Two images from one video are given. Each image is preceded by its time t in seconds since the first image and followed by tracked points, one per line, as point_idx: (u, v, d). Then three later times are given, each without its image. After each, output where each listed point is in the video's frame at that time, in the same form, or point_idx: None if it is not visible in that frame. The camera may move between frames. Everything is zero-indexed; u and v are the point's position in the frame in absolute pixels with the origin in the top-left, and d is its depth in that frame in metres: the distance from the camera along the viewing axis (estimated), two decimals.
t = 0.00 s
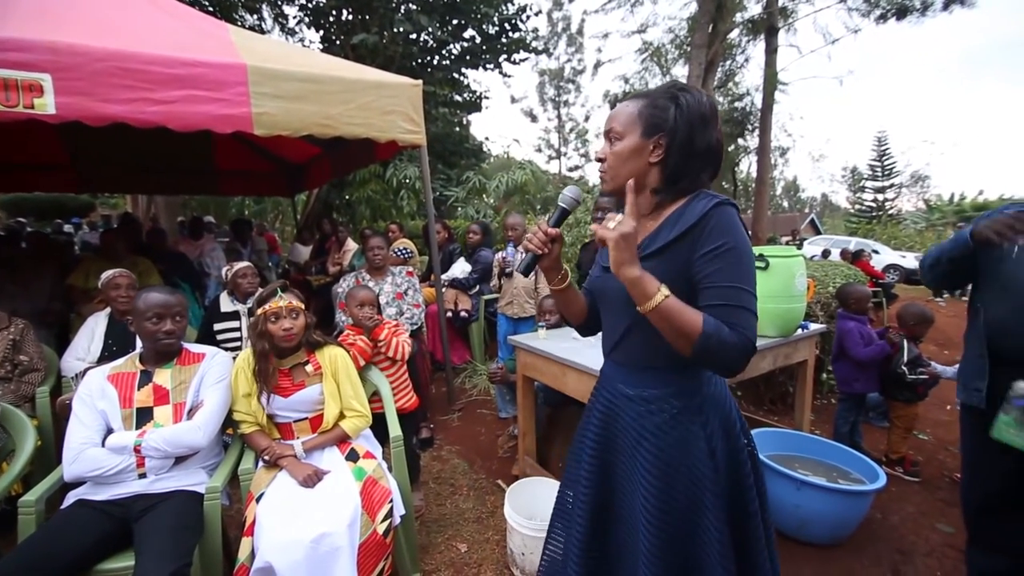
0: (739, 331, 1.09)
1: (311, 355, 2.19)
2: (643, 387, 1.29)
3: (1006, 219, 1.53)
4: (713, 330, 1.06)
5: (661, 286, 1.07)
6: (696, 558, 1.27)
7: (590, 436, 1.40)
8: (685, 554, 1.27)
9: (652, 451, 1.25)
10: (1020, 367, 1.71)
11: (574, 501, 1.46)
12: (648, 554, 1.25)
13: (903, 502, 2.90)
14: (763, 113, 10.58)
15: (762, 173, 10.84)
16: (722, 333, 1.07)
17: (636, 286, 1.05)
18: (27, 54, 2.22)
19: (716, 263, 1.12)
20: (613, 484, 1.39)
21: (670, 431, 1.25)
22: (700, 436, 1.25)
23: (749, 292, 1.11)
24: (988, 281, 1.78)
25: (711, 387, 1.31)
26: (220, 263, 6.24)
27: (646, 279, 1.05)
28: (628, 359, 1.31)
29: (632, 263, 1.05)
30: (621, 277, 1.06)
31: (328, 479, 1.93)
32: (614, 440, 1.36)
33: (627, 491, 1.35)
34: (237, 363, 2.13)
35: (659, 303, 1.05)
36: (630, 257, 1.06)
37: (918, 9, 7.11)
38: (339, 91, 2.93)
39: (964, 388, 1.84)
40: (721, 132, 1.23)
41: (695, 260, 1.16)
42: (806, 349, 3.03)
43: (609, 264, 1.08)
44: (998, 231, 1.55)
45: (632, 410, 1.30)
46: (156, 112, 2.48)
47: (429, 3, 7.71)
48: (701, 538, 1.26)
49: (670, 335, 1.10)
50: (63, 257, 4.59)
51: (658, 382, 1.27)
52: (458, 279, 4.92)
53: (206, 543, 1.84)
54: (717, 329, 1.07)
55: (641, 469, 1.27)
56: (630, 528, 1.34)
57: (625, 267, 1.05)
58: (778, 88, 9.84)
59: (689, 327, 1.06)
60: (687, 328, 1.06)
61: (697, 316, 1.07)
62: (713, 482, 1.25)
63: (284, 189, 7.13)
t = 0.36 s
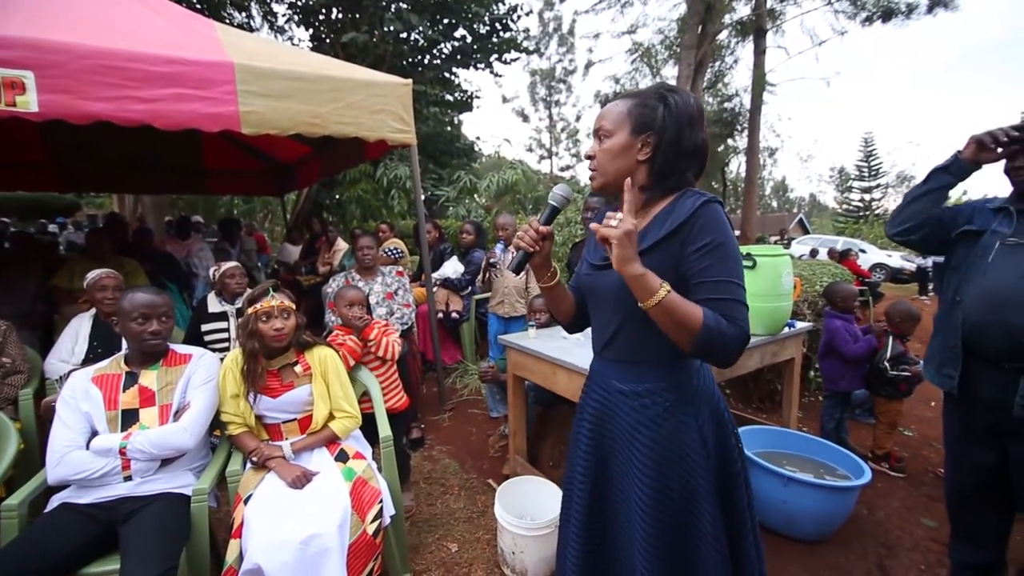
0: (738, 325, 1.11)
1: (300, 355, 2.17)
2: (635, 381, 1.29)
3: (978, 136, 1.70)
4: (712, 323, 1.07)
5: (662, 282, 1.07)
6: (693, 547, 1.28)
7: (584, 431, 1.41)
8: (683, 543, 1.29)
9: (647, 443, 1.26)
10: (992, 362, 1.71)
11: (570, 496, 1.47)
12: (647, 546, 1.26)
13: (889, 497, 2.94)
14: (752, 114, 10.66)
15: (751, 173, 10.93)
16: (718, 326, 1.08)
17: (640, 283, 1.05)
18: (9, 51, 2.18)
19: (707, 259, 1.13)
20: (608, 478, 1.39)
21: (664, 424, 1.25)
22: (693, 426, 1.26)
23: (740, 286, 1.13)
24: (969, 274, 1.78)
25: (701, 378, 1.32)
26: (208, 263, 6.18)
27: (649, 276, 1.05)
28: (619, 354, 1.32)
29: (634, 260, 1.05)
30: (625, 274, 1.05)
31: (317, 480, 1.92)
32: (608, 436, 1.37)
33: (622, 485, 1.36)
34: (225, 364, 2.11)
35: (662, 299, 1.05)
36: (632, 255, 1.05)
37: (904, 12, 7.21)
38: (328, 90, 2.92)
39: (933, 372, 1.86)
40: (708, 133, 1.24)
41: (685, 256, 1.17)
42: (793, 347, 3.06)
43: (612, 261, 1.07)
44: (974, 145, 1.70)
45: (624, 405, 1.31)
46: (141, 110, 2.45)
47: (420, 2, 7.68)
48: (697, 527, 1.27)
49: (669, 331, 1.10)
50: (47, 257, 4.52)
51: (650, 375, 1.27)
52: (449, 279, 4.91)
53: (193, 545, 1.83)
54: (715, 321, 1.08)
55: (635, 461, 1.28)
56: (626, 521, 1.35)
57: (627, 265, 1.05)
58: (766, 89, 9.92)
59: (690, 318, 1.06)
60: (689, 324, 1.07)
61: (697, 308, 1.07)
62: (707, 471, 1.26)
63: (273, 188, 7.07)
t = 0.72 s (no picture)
0: (722, 320, 1.11)
1: (288, 357, 2.16)
2: (626, 375, 1.30)
3: (965, 137, 1.71)
4: (695, 323, 1.09)
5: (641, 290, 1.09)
6: (685, 539, 1.29)
7: (577, 427, 1.41)
8: (675, 535, 1.30)
9: (639, 437, 1.27)
10: (976, 362, 1.74)
11: (562, 491, 1.47)
12: (639, 538, 1.27)
13: (874, 497, 2.97)
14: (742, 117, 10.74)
15: (740, 176, 11.01)
16: (702, 324, 1.09)
17: (619, 296, 1.06)
18: None
19: (693, 257, 1.14)
20: (600, 473, 1.40)
21: (655, 417, 1.26)
22: (683, 419, 1.27)
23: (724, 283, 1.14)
24: (954, 277, 1.80)
25: (690, 373, 1.33)
26: (196, 264, 6.12)
27: (629, 287, 1.07)
28: (610, 349, 1.32)
29: (610, 274, 1.06)
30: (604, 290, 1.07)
31: (305, 483, 1.91)
32: (599, 431, 1.37)
33: (615, 479, 1.36)
34: (212, 365, 2.09)
35: (644, 307, 1.07)
36: (610, 268, 1.06)
37: (890, 18, 7.32)
38: (318, 90, 2.90)
39: (914, 373, 1.90)
40: (685, 129, 1.24)
41: (670, 254, 1.18)
42: (780, 348, 3.08)
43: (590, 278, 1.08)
44: (961, 146, 1.72)
45: (616, 399, 1.31)
46: (128, 109, 2.42)
47: (412, 3, 7.67)
48: (689, 517, 1.28)
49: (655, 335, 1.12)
50: (31, 257, 4.45)
51: (640, 369, 1.28)
52: (444, 282, 4.89)
53: (178, 549, 1.80)
54: (699, 321, 1.09)
55: (628, 455, 1.29)
56: (618, 514, 1.36)
57: (604, 280, 1.06)
58: (755, 93, 10.00)
59: (673, 323, 1.08)
60: (672, 327, 1.08)
61: (679, 312, 1.09)
62: (698, 464, 1.28)
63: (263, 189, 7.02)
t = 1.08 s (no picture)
0: (707, 316, 1.12)
1: (276, 354, 2.15)
2: (619, 374, 1.30)
3: (959, 132, 1.77)
4: (680, 315, 1.08)
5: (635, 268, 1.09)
6: (677, 536, 1.30)
7: (569, 427, 1.41)
8: (667, 533, 1.30)
9: (631, 436, 1.27)
10: (970, 360, 1.74)
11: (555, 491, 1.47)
12: (632, 537, 1.27)
13: (859, 491, 3.02)
14: (731, 117, 10.81)
15: (730, 175, 11.08)
16: (687, 318, 1.09)
17: (614, 268, 1.06)
18: None
19: (679, 254, 1.15)
20: (593, 473, 1.40)
21: (647, 416, 1.27)
22: (675, 418, 1.28)
23: (711, 280, 1.15)
24: (949, 274, 1.81)
25: (681, 371, 1.34)
26: (183, 262, 6.05)
27: (622, 262, 1.07)
28: (601, 349, 1.33)
29: (609, 244, 1.07)
30: (600, 258, 1.07)
31: (292, 481, 1.90)
32: (592, 431, 1.37)
33: (607, 478, 1.36)
34: (198, 364, 2.08)
35: (633, 286, 1.06)
36: (610, 238, 1.07)
37: (877, 19, 7.39)
38: (307, 87, 2.88)
39: (908, 369, 1.94)
40: (676, 126, 1.25)
41: (657, 251, 1.18)
42: (768, 345, 3.11)
43: (590, 244, 1.08)
44: (954, 141, 1.77)
45: (608, 399, 1.32)
46: (112, 104, 2.39)
47: None
48: (681, 515, 1.29)
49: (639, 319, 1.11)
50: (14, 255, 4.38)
51: (632, 368, 1.29)
52: (433, 279, 4.89)
53: (164, 549, 1.79)
54: (684, 313, 1.09)
55: (620, 454, 1.29)
56: (611, 514, 1.36)
57: (602, 249, 1.07)
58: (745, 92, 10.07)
59: (659, 308, 1.08)
60: (655, 313, 1.08)
61: (666, 299, 1.09)
62: (690, 462, 1.28)
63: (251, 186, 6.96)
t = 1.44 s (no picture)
0: (702, 315, 1.11)
1: (271, 348, 2.14)
2: (613, 370, 1.30)
3: (961, 141, 1.75)
4: (675, 316, 1.08)
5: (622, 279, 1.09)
6: (670, 531, 1.31)
7: (564, 421, 1.42)
8: (661, 529, 1.31)
9: (624, 432, 1.27)
10: (969, 359, 1.75)
11: (551, 485, 1.48)
12: (626, 532, 1.28)
13: (853, 488, 3.03)
14: (729, 115, 10.81)
15: (728, 173, 11.09)
16: (682, 318, 1.09)
17: (598, 284, 1.07)
18: None
19: (675, 250, 1.14)
20: (587, 467, 1.41)
21: (641, 412, 1.27)
22: (668, 414, 1.28)
23: (707, 278, 1.14)
24: (952, 276, 1.83)
25: (675, 367, 1.34)
26: (180, 257, 6.03)
27: (608, 277, 1.08)
28: (597, 344, 1.33)
29: (591, 263, 1.07)
30: (584, 277, 1.08)
31: (287, 474, 1.90)
32: (587, 426, 1.38)
33: (601, 473, 1.37)
34: (192, 357, 2.07)
35: (621, 299, 1.08)
36: (591, 256, 1.07)
37: (875, 18, 7.40)
38: (303, 81, 2.87)
39: (918, 372, 1.93)
40: (677, 120, 1.24)
41: (654, 248, 1.18)
42: (763, 342, 3.12)
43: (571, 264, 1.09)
44: (957, 151, 1.76)
45: (603, 394, 1.32)
46: (106, 97, 2.37)
47: None
48: (675, 511, 1.30)
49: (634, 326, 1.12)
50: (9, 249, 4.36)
51: (626, 365, 1.29)
52: (427, 275, 4.89)
53: (157, 542, 1.79)
54: (677, 314, 1.09)
55: (614, 450, 1.29)
56: (606, 509, 1.37)
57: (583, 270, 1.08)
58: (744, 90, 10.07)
59: (652, 315, 1.08)
60: (651, 319, 1.08)
61: (660, 304, 1.09)
62: (683, 458, 1.29)
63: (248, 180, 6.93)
